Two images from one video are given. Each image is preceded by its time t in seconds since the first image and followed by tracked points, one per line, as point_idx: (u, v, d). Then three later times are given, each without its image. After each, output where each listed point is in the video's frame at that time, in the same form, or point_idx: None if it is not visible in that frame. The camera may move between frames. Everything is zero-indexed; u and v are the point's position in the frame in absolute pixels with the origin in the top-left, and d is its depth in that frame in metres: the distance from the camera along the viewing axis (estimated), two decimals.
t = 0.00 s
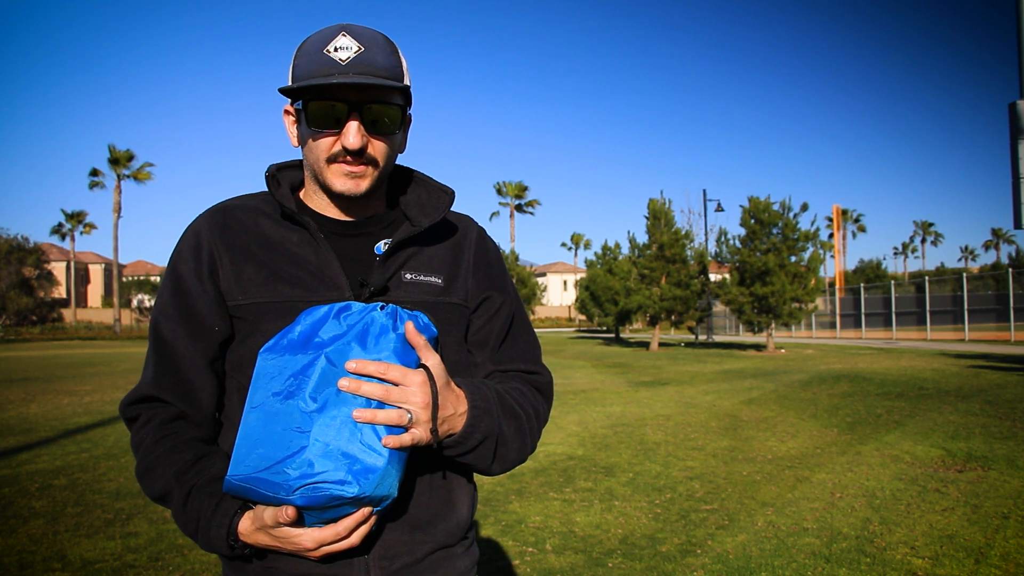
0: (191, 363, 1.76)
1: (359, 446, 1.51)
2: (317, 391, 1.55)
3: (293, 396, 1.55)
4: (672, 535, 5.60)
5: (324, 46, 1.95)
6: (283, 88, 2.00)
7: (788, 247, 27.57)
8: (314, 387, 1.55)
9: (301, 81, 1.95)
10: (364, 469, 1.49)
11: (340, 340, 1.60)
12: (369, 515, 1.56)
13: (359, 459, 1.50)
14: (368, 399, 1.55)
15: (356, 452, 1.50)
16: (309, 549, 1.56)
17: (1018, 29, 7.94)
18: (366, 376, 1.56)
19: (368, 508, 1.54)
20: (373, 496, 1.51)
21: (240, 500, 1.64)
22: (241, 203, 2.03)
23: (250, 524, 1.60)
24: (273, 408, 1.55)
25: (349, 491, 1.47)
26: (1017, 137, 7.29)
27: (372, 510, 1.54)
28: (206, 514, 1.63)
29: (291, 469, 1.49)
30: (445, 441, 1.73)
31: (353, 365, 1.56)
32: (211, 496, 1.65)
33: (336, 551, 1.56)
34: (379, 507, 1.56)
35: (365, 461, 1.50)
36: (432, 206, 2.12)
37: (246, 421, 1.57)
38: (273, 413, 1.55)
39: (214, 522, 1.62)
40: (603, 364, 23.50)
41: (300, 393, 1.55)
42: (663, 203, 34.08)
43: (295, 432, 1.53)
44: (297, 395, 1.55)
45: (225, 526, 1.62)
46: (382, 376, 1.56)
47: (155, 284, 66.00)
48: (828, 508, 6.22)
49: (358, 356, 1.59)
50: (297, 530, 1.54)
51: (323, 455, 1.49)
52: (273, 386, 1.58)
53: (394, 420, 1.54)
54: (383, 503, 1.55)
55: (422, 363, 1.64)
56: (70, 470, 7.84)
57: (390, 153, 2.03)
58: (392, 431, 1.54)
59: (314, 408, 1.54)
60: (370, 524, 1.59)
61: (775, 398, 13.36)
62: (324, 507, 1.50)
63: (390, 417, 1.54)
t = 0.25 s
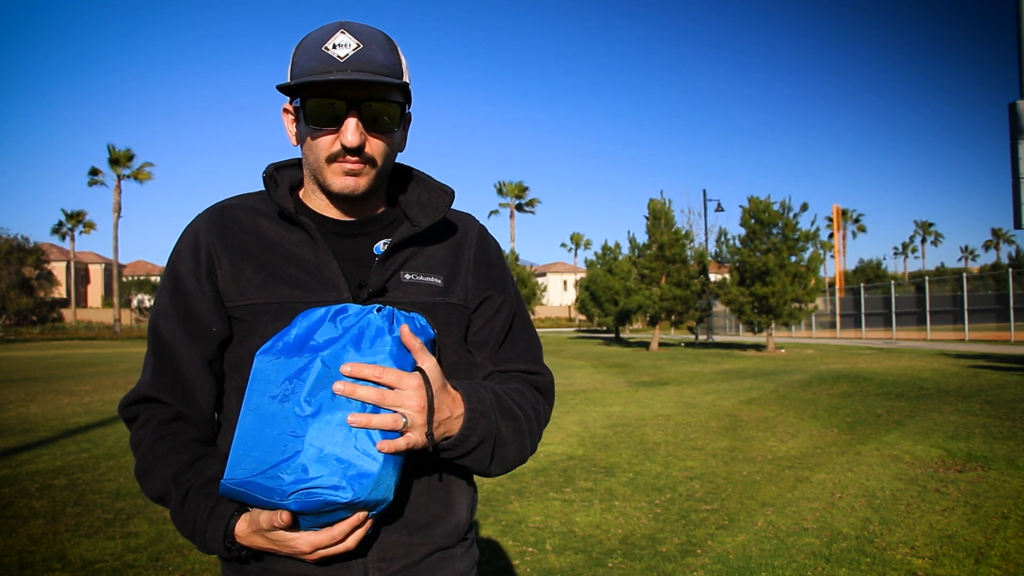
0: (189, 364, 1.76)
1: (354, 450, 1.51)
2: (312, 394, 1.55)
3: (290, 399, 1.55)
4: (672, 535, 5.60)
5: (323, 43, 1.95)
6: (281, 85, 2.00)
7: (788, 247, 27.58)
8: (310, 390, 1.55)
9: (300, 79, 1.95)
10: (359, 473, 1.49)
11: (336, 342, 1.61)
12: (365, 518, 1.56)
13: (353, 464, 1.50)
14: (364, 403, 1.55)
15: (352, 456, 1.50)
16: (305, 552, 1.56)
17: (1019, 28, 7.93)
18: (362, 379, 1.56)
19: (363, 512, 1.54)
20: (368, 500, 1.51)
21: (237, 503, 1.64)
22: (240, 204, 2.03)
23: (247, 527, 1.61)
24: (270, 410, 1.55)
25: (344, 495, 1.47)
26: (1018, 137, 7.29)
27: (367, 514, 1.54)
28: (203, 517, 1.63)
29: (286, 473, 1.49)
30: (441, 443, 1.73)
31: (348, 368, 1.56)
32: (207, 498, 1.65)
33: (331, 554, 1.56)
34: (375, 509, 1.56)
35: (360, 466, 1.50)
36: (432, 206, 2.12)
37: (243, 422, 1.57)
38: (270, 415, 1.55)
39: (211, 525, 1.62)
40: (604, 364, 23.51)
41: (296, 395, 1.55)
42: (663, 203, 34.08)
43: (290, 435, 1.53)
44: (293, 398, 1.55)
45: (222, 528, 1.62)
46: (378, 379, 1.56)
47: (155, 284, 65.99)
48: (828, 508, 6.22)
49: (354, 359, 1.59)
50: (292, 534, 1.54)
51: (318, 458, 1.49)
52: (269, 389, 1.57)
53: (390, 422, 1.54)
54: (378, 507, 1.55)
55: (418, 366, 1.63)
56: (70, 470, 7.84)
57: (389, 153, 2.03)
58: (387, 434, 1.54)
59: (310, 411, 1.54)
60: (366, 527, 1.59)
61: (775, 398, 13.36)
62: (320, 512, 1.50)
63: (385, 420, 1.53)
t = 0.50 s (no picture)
0: (188, 365, 1.76)
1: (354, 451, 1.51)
2: (312, 395, 1.55)
3: (289, 399, 1.55)
4: (672, 535, 5.60)
5: (320, 42, 1.95)
6: (278, 84, 2.00)
7: (788, 247, 27.56)
8: (310, 391, 1.55)
9: (297, 78, 1.95)
10: (361, 474, 1.49)
11: (335, 342, 1.61)
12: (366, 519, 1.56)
13: (354, 466, 1.50)
14: (364, 403, 1.55)
15: (353, 457, 1.51)
16: (306, 553, 1.56)
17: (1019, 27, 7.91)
18: (362, 378, 1.56)
19: (364, 513, 1.54)
20: (369, 501, 1.51)
21: (237, 504, 1.64)
22: (238, 204, 2.03)
23: (247, 528, 1.61)
24: (269, 410, 1.55)
25: (345, 495, 1.48)
26: (1017, 137, 7.28)
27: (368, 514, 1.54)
28: (204, 518, 1.63)
29: (287, 474, 1.49)
30: (441, 443, 1.73)
31: (347, 368, 1.56)
32: (207, 500, 1.65)
33: (332, 555, 1.56)
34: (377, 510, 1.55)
35: (361, 467, 1.50)
36: (431, 205, 2.12)
37: (242, 424, 1.58)
38: (269, 416, 1.56)
39: (211, 527, 1.63)
40: (603, 364, 23.51)
41: (296, 396, 1.55)
42: (663, 203, 34.08)
43: (290, 436, 1.52)
44: (292, 398, 1.55)
45: (222, 530, 1.62)
46: (378, 379, 1.55)
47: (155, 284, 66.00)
48: (828, 508, 6.21)
49: (354, 359, 1.59)
50: (294, 535, 1.54)
51: (319, 459, 1.49)
52: (269, 390, 1.57)
53: (390, 422, 1.54)
54: (379, 507, 1.55)
55: (418, 365, 1.63)
56: (70, 470, 7.84)
57: (387, 152, 2.03)
58: (388, 434, 1.54)
59: (309, 411, 1.54)
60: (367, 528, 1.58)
61: (775, 398, 13.36)
62: (321, 513, 1.50)
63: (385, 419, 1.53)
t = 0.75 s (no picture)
0: (188, 366, 1.76)
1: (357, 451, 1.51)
2: (315, 395, 1.55)
3: (291, 400, 1.55)
4: (672, 535, 5.60)
5: (320, 42, 1.95)
6: (278, 84, 2.00)
7: (788, 247, 27.57)
8: (313, 391, 1.55)
9: (296, 78, 1.95)
10: (364, 475, 1.49)
11: (337, 343, 1.61)
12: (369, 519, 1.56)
13: (357, 466, 1.50)
14: (366, 403, 1.54)
15: (356, 458, 1.50)
16: (309, 554, 1.56)
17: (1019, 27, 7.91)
18: (364, 379, 1.56)
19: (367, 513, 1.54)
20: (372, 501, 1.51)
21: (239, 505, 1.64)
22: (237, 204, 2.03)
23: (249, 529, 1.61)
24: (271, 411, 1.56)
25: (348, 496, 1.48)
26: (1017, 137, 7.28)
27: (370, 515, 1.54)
28: (205, 519, 1.63)
29: (290, 474, 1.49)
30: (443, 443, 1.73)
31: (350, 368, 1.56)
32: (209, 501, 1.65)
33: (335, 555, 1.56)
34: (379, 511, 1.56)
35: (364, 467, 1.50)
36: (431, 205, 2.12)
37: (244, 424, 1.58)
38: (271, 416, 1.55)
39: (212, 528, 1.62)
40: (603, 364, 23.52)
41: (298, 396, 1.55)
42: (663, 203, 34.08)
43: (293, 437, 1.53)
44: (293, 399, 1.55)
45: (224, 531, 1.61)
46: (381, 379, 1.55)
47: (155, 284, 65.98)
48: (828, 508, 6.21)
49: (356, 359, 1.58)
50: (297, 536, 1.54)
51: (321, 459, 1.49)
52: (271, 390, 1.57)
53: (394, 421, 1.54)
54: (381, 507, 1.55)
55: (420, 365, 1.63)
56: (70, 470, 7.84)
57: (387, 152, 2.03)
58: (390, 434, 1.54)
59: (311, 412, 1.54)
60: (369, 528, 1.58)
61: (775, 398, 13.35)
62: (324, 513, 1.50)
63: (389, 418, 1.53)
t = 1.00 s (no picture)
0: (187, 365, 1.76)
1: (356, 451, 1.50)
2: (315, 395, 1.55)
3: (290, 400, 1.55)
4: (672, 534, 5.60)
5: (320, 42, 1.95)
6: (278, 84, 2.00)
7: (788, 247, 27.57)
8: (313, 391, 1.55)
9: (296, 77, 1.94)
10: (363, 474, 1.49)
11: (337, 343, 1.60)
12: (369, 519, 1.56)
13: (357, 466, 1.50)
14: (366, 404, 1.54)
15: (356, 457, 1.50)
16: (309, 554, 1.55)
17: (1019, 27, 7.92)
18: (365, 379, 1.56)
19: (366, 513, 1.54)
20: (371, 502, 1.51)
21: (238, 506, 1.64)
22: (237, 204, 2.03)
23: (249, 530, 1.60)
24: (270, 410, 1.56)
25: (348, 496, 1.48)
26: (1017, 137, 7.28)
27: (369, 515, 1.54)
28: (205, 520, 1.63)
29: (289, 474, 1.49)
30: (443, 443, 1.73)
31: (350, 368, 1.56)
32: (208, 501, 1.65)
33: (334, 555, 1.56)
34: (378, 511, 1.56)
35: (364, 467, 1.50)
36: (431, 205, 2.11)
37: (244, 424, 1.58)
38: (270, 415, 1.56)
39: (212, 528, 1.62)
40: (603, 364, 23.52)
41: (297, 396, 1.55)
42: (663, 203, 34.07)
43: (293, 437, 1.52)
44: (294, 398, 1.55)
45: (223, 531, 1.61)
46: (381, 379, 1.55)
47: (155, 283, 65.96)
48: (828, 508, 6.21)
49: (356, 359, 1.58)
50: (297, 536, 1.54)
51: (321, 459, 1.49)
52: (271, 390, 1.57)
53: (395, 421, 1.53)
54: (380, 508, 1.54)
55: (420, 365, 1.63)
56: (70, 470, 7.84)
57: (386, 152, 2.03)
58: (390, 433, 1.53)
59: (310, 412, 1.53)
60: (369, 527, 1.58)
61: (775, 398, 13.35)
62: (323, 512, 1.50)
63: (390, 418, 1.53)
